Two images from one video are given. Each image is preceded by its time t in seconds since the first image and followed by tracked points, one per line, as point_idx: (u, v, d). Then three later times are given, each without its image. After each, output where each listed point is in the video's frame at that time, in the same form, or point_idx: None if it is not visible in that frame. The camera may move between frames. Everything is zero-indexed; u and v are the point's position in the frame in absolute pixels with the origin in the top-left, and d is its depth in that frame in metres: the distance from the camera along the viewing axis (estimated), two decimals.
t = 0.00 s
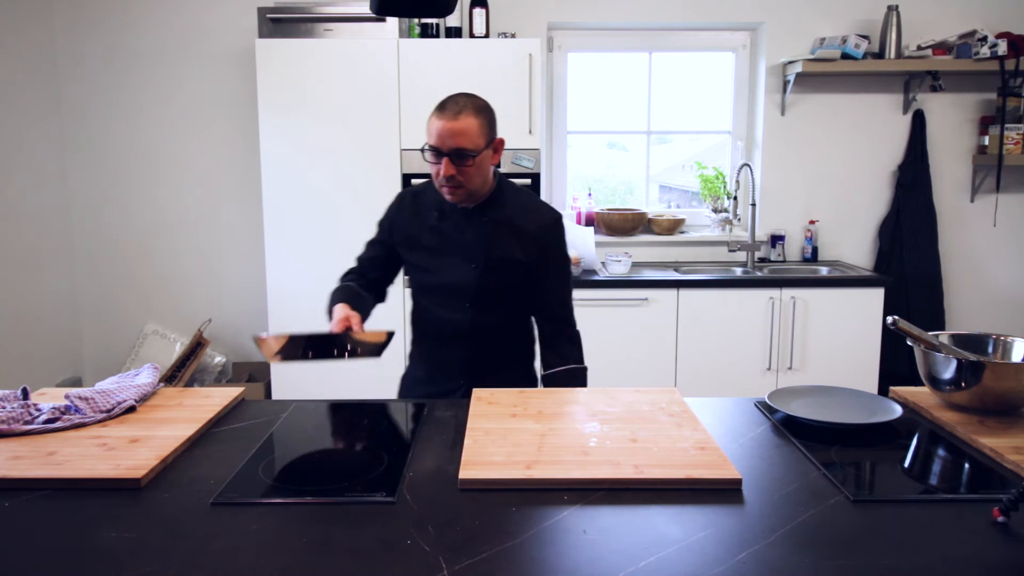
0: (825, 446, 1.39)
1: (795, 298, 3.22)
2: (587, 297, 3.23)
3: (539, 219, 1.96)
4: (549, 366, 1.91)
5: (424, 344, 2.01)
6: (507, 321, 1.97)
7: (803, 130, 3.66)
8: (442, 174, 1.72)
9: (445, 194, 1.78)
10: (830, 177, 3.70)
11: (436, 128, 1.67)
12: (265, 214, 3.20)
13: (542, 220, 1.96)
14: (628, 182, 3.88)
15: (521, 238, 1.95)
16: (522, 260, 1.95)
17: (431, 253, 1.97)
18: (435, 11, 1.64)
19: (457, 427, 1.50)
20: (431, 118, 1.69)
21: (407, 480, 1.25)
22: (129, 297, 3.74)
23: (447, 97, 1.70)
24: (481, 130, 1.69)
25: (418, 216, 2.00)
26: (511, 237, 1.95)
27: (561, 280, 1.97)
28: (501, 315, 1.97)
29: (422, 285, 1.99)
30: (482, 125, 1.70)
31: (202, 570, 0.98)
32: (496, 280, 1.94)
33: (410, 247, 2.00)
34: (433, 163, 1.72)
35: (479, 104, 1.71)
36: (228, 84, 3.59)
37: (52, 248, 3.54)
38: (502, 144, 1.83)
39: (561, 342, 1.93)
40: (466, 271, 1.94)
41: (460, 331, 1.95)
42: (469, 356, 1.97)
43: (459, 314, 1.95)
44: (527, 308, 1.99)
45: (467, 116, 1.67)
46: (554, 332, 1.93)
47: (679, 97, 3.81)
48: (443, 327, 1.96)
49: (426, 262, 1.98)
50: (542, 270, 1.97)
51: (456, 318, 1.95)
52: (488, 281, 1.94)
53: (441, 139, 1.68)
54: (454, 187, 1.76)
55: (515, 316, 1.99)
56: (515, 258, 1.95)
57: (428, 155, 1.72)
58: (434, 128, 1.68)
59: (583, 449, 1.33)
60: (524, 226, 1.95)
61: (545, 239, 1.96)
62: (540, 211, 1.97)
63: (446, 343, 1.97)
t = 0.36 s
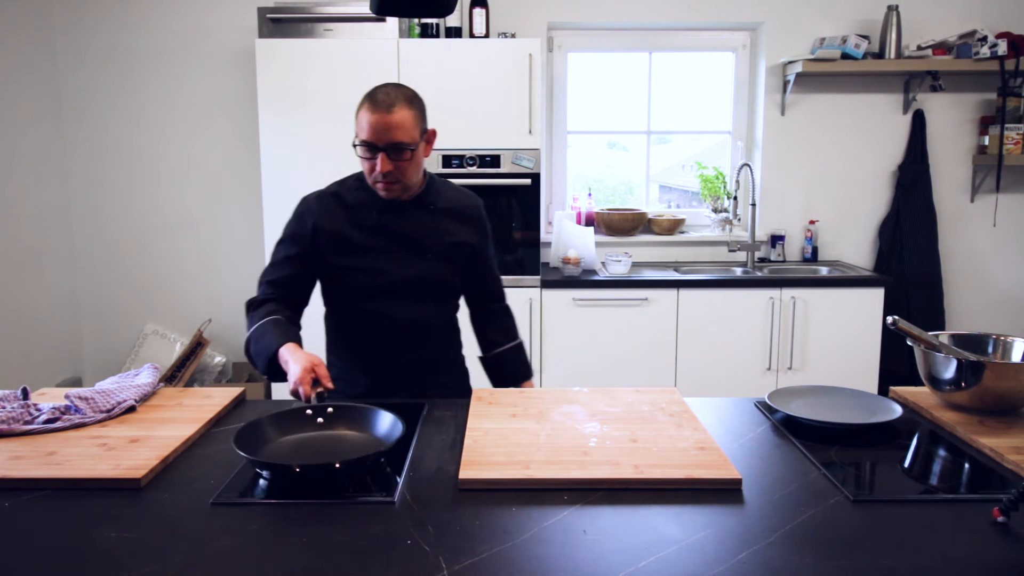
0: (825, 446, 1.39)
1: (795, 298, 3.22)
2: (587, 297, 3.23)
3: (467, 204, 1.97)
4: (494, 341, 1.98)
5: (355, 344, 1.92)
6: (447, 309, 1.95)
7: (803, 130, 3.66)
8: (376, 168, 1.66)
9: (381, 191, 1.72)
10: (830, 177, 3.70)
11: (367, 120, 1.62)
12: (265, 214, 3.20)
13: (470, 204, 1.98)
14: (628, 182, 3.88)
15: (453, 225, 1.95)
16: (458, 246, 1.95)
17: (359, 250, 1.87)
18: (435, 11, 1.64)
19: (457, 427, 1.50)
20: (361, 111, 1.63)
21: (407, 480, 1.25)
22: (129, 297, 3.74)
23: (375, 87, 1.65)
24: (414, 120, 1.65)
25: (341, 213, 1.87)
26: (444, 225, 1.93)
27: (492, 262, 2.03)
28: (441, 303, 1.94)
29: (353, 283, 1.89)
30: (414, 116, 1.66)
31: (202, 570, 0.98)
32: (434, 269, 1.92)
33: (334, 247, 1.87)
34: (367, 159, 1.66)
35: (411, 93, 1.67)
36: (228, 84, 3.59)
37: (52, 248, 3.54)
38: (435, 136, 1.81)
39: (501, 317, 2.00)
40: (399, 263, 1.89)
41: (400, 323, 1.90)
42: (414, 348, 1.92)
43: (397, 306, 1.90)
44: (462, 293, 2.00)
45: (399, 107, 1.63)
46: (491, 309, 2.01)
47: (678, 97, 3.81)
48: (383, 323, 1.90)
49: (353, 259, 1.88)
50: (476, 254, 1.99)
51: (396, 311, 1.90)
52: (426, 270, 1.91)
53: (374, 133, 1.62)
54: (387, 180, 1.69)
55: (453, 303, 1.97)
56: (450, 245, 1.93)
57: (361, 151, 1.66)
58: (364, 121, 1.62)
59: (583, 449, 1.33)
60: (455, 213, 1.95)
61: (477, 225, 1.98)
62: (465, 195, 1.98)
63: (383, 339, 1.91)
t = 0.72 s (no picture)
0: (825, 446, 1.39)
1: (795, 298, 3.22)
2: (587, 297, 3.23)
3: (437, 203, 1.99)
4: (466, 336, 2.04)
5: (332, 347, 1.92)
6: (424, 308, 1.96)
7: (803, 130, 3.66)
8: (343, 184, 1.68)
9: (348, 200, 1.75)
10: (829, 177, 3.70)
11: (332, 141, 1.60)
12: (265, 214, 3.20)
13: (440, 203, 2.00)
14: (628, 182, 3.88)
15: (426, 225, 1.96)
16: (431, 245, 1.97)
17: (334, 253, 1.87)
18: (435, 11, 1.64)
19: (457, 427, 1.50)
20: (324, 128, 1.61)
21: (407, 480, 1.25)
22: (129, 297, 3.74)
23: (337, 102, 1.60)
24: (380, 139, 1.64)
25: (313, 217, 1.87)
26: (416, 225, 1.94)
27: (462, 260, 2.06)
28: (419, 303, 1.95)
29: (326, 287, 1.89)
30: (380, 133, 1.65)
31: (202, 570, 0.98)
32: (410, 269, 1.92)
33: (306, 252, 1.86)
34: (333, 175, 1.66)
35: (376, 108, 1.64)
36: (228, 85, 3.59)
37: (52, 248, 3.53)
38: (401, 142, 1.81)
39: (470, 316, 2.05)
40: (375, 265, 1.89)
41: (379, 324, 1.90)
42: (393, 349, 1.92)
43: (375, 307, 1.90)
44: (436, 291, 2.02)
45: (366, 127, 1.61)
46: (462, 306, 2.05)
47: (679, 97, 3.81)
48: (361, 324, 1.90)
49: (327, 262, 1.87)
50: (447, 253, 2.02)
51: (373, 311, 1.90)
52: (402, 269, 1.91)
53: (340, 154, 1.61)
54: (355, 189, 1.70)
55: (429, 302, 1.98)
56: (423, 245, 1.95)
57: (327, 168, 1.65)
58: (330, 142, 1.60)
59: (583, 449, 1.33)
60: (425, 213, 1.97)
61: (449, 223, 2.01)
62: (433, 193, 2.00)
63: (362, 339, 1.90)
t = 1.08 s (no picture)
0: (825, 447, 1.39)
1: (795, 297, 3.22)
2: (587, 297, 3.23)
3: (437, 202, 1.99)
4: (471, 332, 2.02)
5: (332, 347, 1.92)
6: (424, 306, 1.96)
7: (803, 130, 3.66)
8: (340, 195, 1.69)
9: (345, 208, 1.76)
10: (829, 177, 3.70)
11: (329, 154, 1.60)
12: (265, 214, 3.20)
13: (439, 202, 1.99)
14: (628, 182, 3.88)
15: (425, 224, 1.96)
16: (430, 243, 1.96)
17: (331, 254, 1.88)
18: (435, 11, 1.64)
19: (457, 427, 1.50)
20: (322, 139, 1.61)
21: (407, 480, 1.25)
22: (129, 297, 3.74)
23: (335, 115, 1.60)
24: (377, 154, 1.64)
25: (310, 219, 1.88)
26: (415, 224, 1.94)
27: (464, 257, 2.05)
28: (418, 301, 1.95)
29: (325, 287, 1.90)
30: (377, 148, 1.65)
31: (202, 570, 0.98)
32: (409, 268, 1.92)
33: (304, 253, 1.89)
34: (330, 186, 1.67)
35: (374, 122, 1.63)
36: (228, 85, 3.59)
37: (52, 248, 3.53)
38: (399, 151, 1.81)
39: (479, 310, 2.05)
40: (372, 265, 1.89)
41: (378, 323, 1.90)
42: (394, 347, 1.92)
43: (373, 306, 1.91)
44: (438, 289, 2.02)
45: (363, 143, 1.61)
46: (467, 302, 2.05)
47: (679, 97, 3.81)
48: (359, 324, 1.90)
49: (325, 263, 1.89)
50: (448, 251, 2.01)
51: (371, 311, 1.90)
52: (400, 268, 1.91)
53: (337, 168, 1.61)
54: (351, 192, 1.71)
55: (429, 299, 1.98)
56: (423, 243, 1.94)
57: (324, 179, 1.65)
58: (327, 156, 1.61)
59: (583, 449, 1.33)
60: (424, 212, 1.96)
61: (450, 221, 2.01)
62: (433, 192, 2.00)
63: (361, 338, 1.90)
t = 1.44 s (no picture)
0: (825, 446, 1.39)
1: (795, 297, 3.22)
2: (587, 297, 3.22)
3: (441, 202, 1.98)
4: (483, 337, 2.02)
5: (340, 345, 1.94)
6: (429, 306, 1.96)
7: (803, 130, 3.66)
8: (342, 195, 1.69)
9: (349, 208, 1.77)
10: (830, 177, 3.70)
11: (330, 156, 1.60)
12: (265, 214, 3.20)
13: (443, 202, 1.98)
14: (628, 182, 3.88)
15: (428, 224, 1.95)
16: (434, 242, 1.95)
17: (333, 253, 1.90)
18: (435, 11, 1.64)
19: (457, 427, 1.50)
20: (322, 141, 1.61)
21: (407, 480, 1.25)
22: (129, 297, 3.74)
23: (335, 117, 1.59)
24: (378, 154, 1.64)
25: (312, 219, 1.90)
26: (418, 223, 1.93)
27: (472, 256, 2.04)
28: (421, 301, 1.94)
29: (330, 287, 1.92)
30: (378, 148, 1.65)
31: (202, 570, 0.98)
32: (411, 267, 1.91)
33: (308, 253, 1.91)
34: (332, 187, 1.67)
35: (374, 122, 1.63)
36: (228, 84, 3.59)
37: (52, 248, 3.53)
38: (400, 150, 1.80)
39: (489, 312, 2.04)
40: (373, 263, 1.90)
41: (383, 322, 1.91)
42: (400, 347, 1.93)
43: (374, 305, 1.91)
44: (445, 288, 2.01)
45: (364, 143, 1.61)
46: (477, 305, 2.05)
47: (679, 97, 3.81)
48: (361, 322, 1.91)
49: (327, 262, 1.90)
50: (453, 250, 2.00)
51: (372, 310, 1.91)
52: (402, 268, 1.91)
53: (338, 169, 1.61)
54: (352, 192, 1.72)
55: (436, 299, 1.98)
56: (426, 243, 1.94)
57: (326, 180, 1.65)
58: (329, 157, 1.60)
59: (583, 450, 1.33)
60: (429, 211, 1.96)
61: (455, 220, 2.00)
62: (437, 192, 1.99)
63: (366, 337, 1.91)
